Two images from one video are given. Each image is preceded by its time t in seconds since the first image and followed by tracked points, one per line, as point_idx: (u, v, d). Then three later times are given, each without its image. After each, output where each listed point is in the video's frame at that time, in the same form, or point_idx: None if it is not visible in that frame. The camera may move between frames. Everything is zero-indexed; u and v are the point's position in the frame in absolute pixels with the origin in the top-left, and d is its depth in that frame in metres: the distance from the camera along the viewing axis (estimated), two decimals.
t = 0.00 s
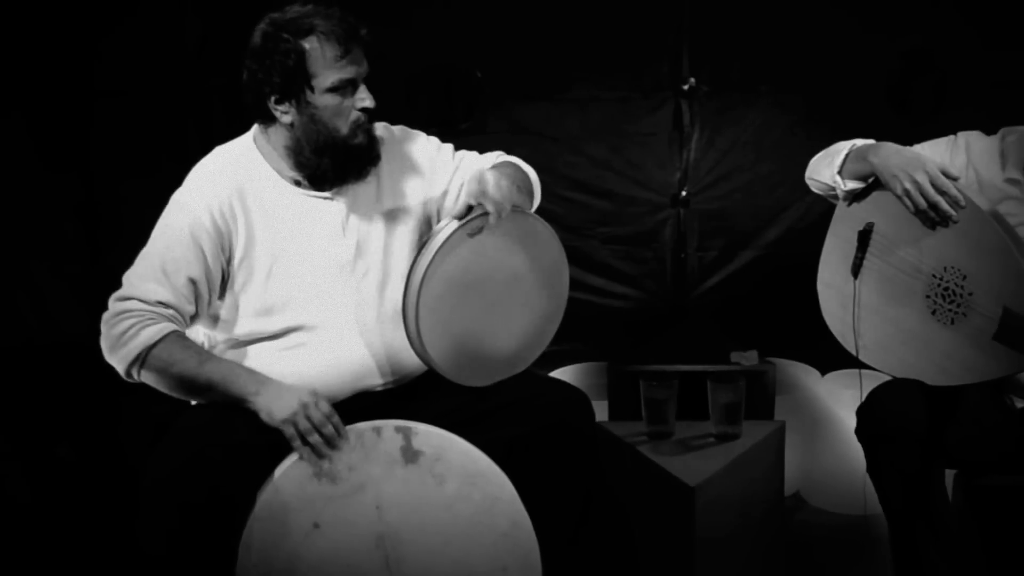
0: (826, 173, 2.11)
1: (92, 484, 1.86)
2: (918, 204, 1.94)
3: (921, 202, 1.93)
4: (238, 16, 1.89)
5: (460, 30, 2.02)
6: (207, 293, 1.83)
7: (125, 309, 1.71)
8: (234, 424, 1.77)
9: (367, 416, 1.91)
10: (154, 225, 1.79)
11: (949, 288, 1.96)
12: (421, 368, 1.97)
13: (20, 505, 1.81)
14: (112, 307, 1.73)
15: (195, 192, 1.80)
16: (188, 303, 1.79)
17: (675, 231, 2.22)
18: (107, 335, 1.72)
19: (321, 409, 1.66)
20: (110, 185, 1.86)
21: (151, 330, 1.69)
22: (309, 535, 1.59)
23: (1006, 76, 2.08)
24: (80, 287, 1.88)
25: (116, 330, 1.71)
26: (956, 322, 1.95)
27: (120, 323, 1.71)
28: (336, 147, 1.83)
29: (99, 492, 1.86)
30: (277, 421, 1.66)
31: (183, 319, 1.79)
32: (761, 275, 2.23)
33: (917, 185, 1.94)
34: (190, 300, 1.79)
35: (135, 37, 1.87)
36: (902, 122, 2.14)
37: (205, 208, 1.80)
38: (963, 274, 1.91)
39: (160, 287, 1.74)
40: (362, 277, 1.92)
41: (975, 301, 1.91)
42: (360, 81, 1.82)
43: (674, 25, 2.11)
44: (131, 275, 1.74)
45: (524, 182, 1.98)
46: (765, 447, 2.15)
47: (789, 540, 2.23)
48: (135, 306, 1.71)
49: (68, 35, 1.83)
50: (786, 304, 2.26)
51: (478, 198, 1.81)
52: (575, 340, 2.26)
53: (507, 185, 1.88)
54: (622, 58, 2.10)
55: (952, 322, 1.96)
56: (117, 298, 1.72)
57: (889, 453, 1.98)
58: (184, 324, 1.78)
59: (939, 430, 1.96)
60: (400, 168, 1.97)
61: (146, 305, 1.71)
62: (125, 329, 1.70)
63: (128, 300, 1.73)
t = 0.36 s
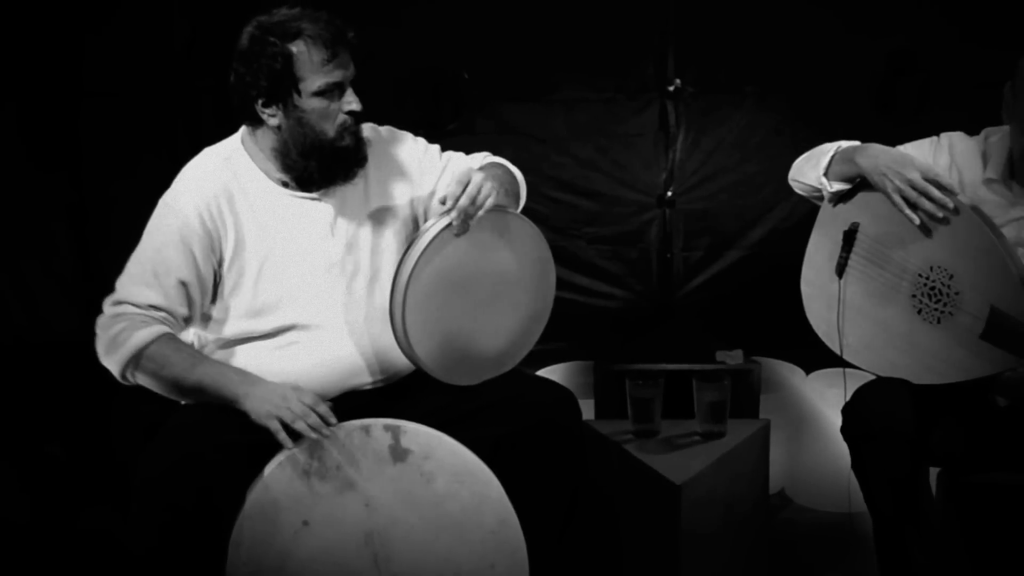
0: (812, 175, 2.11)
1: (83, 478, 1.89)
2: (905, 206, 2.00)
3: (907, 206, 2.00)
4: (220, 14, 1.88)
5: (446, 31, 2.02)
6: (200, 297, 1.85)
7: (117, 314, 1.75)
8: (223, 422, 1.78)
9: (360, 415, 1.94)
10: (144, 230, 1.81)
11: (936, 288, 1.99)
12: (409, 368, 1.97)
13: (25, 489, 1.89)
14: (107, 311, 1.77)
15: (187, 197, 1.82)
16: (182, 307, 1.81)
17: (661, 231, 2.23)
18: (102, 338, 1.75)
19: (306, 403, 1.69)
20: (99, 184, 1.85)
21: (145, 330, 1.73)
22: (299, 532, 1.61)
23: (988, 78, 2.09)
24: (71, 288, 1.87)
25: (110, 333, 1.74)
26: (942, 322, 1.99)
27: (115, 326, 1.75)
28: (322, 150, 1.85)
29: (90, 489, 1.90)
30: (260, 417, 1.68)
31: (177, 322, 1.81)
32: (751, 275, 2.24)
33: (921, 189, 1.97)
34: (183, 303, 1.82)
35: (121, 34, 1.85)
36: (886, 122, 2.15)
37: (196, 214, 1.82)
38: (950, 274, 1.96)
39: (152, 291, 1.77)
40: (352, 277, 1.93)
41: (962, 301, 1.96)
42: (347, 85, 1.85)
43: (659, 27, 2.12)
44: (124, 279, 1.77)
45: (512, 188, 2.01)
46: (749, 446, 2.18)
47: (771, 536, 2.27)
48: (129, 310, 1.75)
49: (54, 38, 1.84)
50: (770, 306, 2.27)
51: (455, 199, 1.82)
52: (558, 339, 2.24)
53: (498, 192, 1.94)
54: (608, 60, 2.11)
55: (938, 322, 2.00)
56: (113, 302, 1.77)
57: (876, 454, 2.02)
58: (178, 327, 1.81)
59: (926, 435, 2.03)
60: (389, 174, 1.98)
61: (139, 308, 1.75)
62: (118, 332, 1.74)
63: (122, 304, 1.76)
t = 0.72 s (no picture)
0: (794, 181, 2.13)
1: (74, 477, 1.91)
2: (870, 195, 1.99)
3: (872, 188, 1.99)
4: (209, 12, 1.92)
5: (434, 32, 2.04)
6: (190, 294, 1.85)
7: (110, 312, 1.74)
8: (212, 419, 1.81)
9: (346, 412, 1.93)
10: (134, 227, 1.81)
11: (915, 286, 2.04)
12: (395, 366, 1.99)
13: (12, 499, 1.87)
14: (99, 309, 1.76)
15: (178, 194, 1.82)
16: (173, 305, 1.81)
17: (648, 231, 2.25)
18: (95, 336, 1.74)
19: (301, 407, 1.69)
20: (88, 185, 1.89)
21: (137, 330, 1.72)
22: (286, 531, 1.62)
23: (972, 79, 2.10)
24: (60, 286, 1.90)
25: (103, 332, 1.74)
26: (921, 320, 2.04)
27: (107, 326, 1.74)
28: (310, 151, 1.85)
29: (81, 487, 1.92)
30: (256, 422, 1.68)
31: (169, 320, 1.81)
32: (734, 274, 2.26)
33: (866, 172, 2.00)
34: (175, 301, 1.81)
35: (113, 38, 1.89)
36: (869, 122, 2.19)
37: (186, 210, 1.82)
38: (928, 271, 2.01)
39: (144, 289, 1.77)
40: (339, 276, 1.94)
41: (940, 297, 2.01)
42: (337, 87, 1.85)
43: (646, 28, 2.14)
44: (117, 279, 1.77)
45: (499, 180, 2.01)
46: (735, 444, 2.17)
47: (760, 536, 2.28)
48: (120, 309, 1.75)
49: (46, 37, 1.86)
50: (755, 306, 2.29)
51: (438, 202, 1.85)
52: (542, 337, 2.29)
53: (481, 185, 1.94)
54: (595, 61, 2.13)
55: (917, 319, 2.04)
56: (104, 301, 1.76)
57: (859, 454, 2.00)
58: (170, 325, 1.81)
59: (905, 430, 2.00)
60: (377, 174, 1.98)
61: (132, 307, 1.75)
62: (110, 331, 1.73)
63: (114, 303, 1.75)
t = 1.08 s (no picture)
0: (777, 186, 2.16)
1: (65, 475, 1.92)
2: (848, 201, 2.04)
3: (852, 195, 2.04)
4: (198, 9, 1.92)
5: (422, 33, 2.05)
6: (177, 295, 1.86)
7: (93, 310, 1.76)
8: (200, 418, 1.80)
9: (335, 412, 1.96)
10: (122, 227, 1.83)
11: (897, 283, 2.02)
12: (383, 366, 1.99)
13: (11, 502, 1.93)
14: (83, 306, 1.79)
15: (166, 196, 1.83)
16: (156, 305, 1.83)
17: (634, 231, 2.27)
18: (78, 335, 1.77)
19: (286, 403, 1.69)
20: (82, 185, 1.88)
21: (118, 328, 1.74)
22: (276, 527, 1.64)
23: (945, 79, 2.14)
24: (51, 287, 1.90)
25: (86, 330, 1.76)
26: (904, 315, 2.01)
27: (89, 323, 1.77)
28: (305, 154, 1.87)
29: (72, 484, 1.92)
30: (242, 419, 1.67)
31: (153, 319, 1.83)
32: (719, 275, 2.28)
33: (844, 178, 2.05)
34: (160, 302, 1.84)
35: (103, 36, 1.88)
36: (854, 125, 2.20)
37: (174, 211, 1.83)
38: (910, 267, 1.99)
39: (128, 287, 1.79)
40: (328, 276, 1.95)
41: (922, 292, 1.98)
42: (330, 91, 1.88)
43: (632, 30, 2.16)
44: (101, 276, 1.79)
45: (484, 188, 2.04)
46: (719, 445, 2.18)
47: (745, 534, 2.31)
48: (104, 307, 1.77)
49: (33, 32, 1.86)
50: (740, 307, 2.31)
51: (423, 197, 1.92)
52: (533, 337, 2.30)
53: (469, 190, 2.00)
54: (582, 62, 2.15)
55: (900, 316, 2.02)
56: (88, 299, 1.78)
57: (843, 450, 2.04)
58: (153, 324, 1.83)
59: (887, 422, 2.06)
60: (369, 178, 2.01)
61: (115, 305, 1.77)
62: (94, 328, 1.75)
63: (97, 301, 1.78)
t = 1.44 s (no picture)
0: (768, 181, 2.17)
1: (58, 471, 1.93)
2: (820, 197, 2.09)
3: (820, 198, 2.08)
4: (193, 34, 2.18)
5: (414, 34, 2.08)
6: (175, 291, 1.86)
7: (102, 314, 1.74)
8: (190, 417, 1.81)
9: (325, 410, 1.97)
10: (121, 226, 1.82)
11: (890, 282, 2.04)
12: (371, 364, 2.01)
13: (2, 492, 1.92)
14: (90, 311, 1.76)
15: (163, 193, 1.83)
16: (161, 301, 1.83)
17: (620, 232, 2.29)
18: (87, 338, 1.75)
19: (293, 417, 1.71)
20: (75, 186, 1.90)
21: (130, 334, 1.73)
22: (265, 526, 1.65)
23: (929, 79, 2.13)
24: (44, 286, 1.91)
25: (95, 334, 1.75)
26: (893, 313, 2.03)
27: (100, 327, 1.75)
28: (290, 153, 1.87)
29: (63, 481, 1.93)
30: (247, 435, 1.68)
31: (159, 317, 1.83)
32: (704, 275, 2.30)
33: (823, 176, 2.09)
34: (163, 298, 1.84)
35: (94, 39, 1.90)
36: (839, 124, 2.20)
37: (169, 209, 1.83)
38: (903, 267, 2.00)
39: (137, 288, 1.79)
40: (315, 275, 1.96)
41: (913, 291, 1.99)
42: (315, 91, 1.88)
43: (619, 31, 2.17)
44: (106, 277, 1.77)
45: (471, 188, 2.05)
46: (705, 443, 2.17)
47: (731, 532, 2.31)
48: (114, 310, 1.75)
49: (33, 31, 1.89)
50: (726, 305, 2.32)
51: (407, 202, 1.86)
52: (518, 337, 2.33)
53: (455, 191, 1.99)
54: (571, 62, 2.16)
55: (889, 312, 2.03)
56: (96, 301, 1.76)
57: (825, 445, 2.09)
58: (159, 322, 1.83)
59: (873, 419, 2.09)
60: (354, 175, 2.00)
61: (126, 308, 1.76)
62: (103, 334, 1.74)
63: (107, 304, 1.76)
